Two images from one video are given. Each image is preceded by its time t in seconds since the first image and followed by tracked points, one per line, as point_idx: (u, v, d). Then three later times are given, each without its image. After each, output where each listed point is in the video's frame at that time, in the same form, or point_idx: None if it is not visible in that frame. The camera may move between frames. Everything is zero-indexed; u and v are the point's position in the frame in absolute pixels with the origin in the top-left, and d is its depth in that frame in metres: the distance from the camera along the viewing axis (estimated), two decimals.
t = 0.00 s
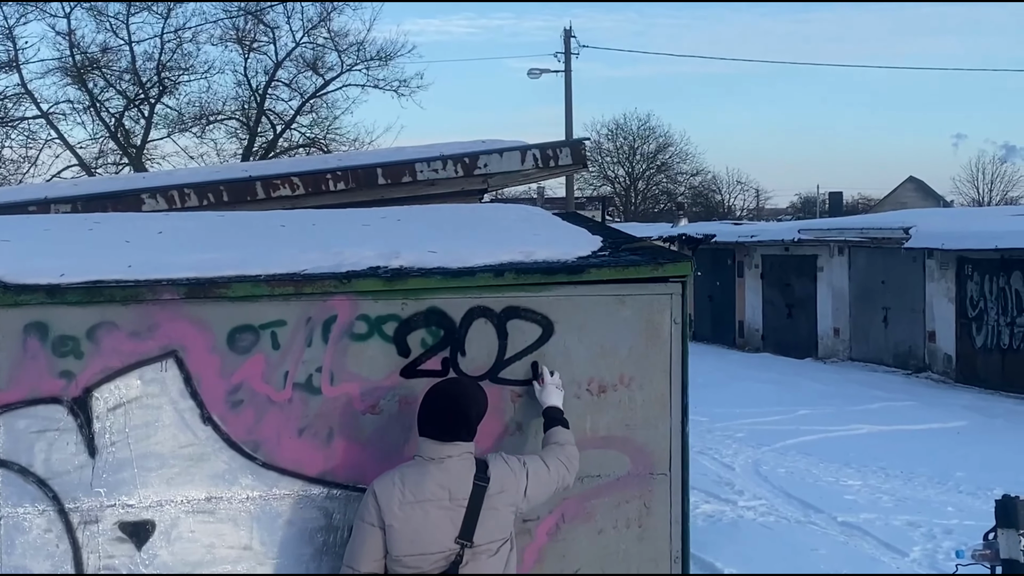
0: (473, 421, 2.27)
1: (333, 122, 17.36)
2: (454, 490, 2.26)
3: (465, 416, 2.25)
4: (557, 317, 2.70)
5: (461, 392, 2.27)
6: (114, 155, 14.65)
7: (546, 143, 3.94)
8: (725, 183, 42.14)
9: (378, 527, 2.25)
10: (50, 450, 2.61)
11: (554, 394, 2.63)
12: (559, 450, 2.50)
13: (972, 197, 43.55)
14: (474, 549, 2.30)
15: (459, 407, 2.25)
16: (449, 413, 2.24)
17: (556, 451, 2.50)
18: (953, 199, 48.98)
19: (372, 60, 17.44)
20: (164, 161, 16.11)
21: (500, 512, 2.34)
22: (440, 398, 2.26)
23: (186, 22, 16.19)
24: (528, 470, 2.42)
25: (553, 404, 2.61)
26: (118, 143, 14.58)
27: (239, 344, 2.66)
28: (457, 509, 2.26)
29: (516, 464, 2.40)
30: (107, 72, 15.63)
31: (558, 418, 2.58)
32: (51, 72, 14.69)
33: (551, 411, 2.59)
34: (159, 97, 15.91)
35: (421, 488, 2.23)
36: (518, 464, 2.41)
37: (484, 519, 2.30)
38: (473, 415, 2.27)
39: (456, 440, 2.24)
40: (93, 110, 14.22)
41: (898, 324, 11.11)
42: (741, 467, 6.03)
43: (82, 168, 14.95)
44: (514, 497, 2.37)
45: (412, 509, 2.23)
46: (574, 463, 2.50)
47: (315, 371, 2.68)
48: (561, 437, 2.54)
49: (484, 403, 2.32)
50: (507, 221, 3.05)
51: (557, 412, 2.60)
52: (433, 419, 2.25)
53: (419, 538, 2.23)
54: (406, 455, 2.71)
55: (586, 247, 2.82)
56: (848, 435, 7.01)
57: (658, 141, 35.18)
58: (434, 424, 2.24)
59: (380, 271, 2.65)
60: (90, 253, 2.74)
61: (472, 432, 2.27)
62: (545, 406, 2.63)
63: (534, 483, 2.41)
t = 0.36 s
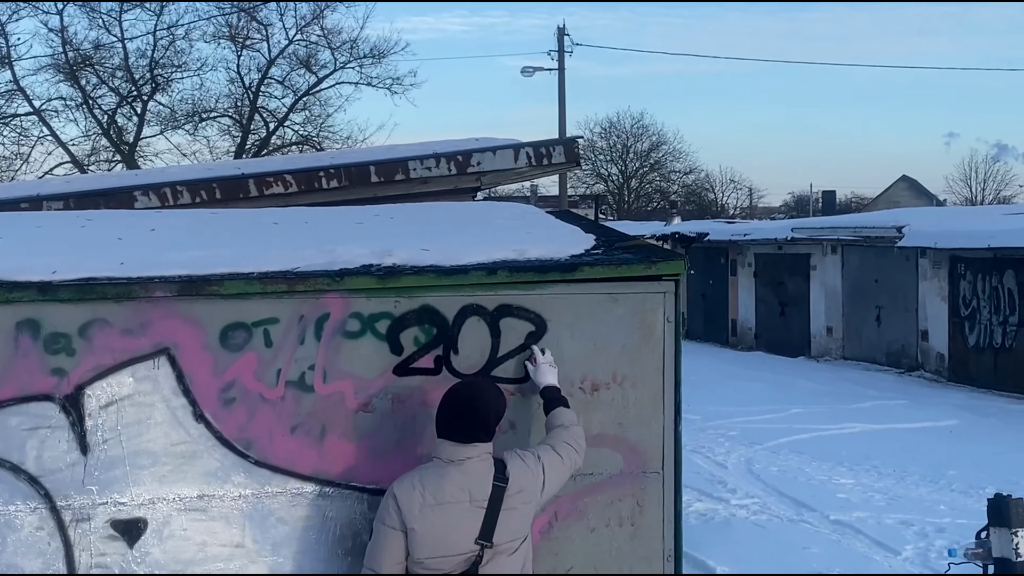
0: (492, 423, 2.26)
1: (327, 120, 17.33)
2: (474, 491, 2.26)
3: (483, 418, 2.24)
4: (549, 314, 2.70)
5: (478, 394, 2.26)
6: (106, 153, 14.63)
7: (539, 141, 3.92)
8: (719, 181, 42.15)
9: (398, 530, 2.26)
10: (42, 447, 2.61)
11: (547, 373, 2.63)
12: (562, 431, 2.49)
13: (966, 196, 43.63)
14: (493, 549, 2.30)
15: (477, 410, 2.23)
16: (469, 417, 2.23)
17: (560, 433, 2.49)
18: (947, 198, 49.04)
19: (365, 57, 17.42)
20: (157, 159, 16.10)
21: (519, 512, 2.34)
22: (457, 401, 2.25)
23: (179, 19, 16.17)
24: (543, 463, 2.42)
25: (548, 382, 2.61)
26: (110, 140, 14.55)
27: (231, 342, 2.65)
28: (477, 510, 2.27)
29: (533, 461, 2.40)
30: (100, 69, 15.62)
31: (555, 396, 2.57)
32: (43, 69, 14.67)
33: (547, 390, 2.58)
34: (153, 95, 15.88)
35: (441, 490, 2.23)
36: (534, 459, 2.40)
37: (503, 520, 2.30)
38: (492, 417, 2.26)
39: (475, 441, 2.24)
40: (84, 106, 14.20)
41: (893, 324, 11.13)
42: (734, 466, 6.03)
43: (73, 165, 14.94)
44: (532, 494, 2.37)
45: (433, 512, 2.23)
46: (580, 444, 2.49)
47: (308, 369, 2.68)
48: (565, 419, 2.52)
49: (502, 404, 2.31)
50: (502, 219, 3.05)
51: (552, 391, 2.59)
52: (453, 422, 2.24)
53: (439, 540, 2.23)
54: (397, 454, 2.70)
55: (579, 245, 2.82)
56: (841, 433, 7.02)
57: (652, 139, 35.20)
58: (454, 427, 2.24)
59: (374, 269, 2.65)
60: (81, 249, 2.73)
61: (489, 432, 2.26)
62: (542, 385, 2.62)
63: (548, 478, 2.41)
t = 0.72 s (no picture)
0: (512, 409, 2.28)
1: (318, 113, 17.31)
2: (499, 476, 2.27)
3: (504, 405, 2.26)
4: (539, 307, 2.70)
5: (500, 380, 2.28)
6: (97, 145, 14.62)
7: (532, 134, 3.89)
8: (710, 176, 42.22)
9: (425, 516, 2.25)
10: (33, 438, 2.61)
11: (581, 359, 2.66)
12: (588, 415, 2.53)
13: (956, 191, 43.78)
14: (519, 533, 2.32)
15: (498, 396, 2.26)
16: (493, 403, 2.25)
17: (585, 417, 2.53)
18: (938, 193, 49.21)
19: (357, 50, 17.39)
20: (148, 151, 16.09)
21: (544, 496, 2.36)
22: (480, 389, 2.27)
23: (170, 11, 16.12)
24: (564, 448, 2.43)
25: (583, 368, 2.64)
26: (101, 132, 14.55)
27: (222, 333, 2.65)
28: (504, 495, 2.28)
29: (555, 444, 2.42)
30: (91, 61, 15.58)
31: (587, 382, 2.61)
32: (33, 61, 14.62)
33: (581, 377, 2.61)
34: (143, 87, 15.85)
35: (467, 475, 2.24)
36: (556, 442, 2.43)
37: (529, 503, 2.31)
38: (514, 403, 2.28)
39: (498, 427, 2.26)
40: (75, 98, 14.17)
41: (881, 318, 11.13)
42: (726, 459, 6.04)
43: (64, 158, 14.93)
44: (555, 479, 2.39)
45: (461, 497, 2.24)
46: (605, 427, 2.53)
47: (299, 361, 2.68)
48: (592, 403, 2.56)
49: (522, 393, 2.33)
50: (494, 212, 3.05)
51: (585, 376, 2.62)
52: (475, 409, 2.25)
53: (468, 524, 2.24)
54: (389, 448, 2.70)
55: (570, 238, 2.82)
56: (833, 427, 7.03)
57: (644, 133, 35.23)
58: (476, 414, 2.25)
59: (365, 261, 2.64)
60: (73, 240, 2.73)
61: (510, 418, 2.28)
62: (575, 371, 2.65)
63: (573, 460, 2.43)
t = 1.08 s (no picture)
0: (505, 394, 2.30)
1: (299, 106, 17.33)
2: (489, 457, 2.28)
3: (497, 390, 2.28)
4: (517, 298, 2.71)
5: (490, 366, 2.29)
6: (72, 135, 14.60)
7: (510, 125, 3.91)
8: (689, 168, 42.38)
9: (415, 496, 2.25)
10: (6, 429, 2.60)
11: (565, 336, 2.64)
12: (576, 394, 2.53)
13: (934, 183, 44.06)
14: (506, 514, 2.33)
15: (491, 380, 2.27)
16: (484, 387, 2.26)
17: (573, 397, 2.53)
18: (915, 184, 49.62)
19: (336, 40, 17.41)
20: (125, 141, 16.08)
21: (532, 478, 2.37)
22: (472, 372, 2.28)
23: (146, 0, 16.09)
24: (552, 429, 2.44)
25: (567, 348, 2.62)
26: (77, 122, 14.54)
27: (200, 324, 2.65)
28: (492, 476, 2.29)
29: (543, 427, 2.43)
30: (68, 50, 15.57)
31: (571, 361, 2.59)
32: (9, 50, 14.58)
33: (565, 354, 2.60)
34: (121, 79, 15.84)
35: (457, 456, 2.25)
36: (544, 425, 2.44)
37: (517, 484, 2.33)
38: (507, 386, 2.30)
39: (489, 410, 2.27)
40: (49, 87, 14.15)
41: (859, 310, 11.17)
42: (704, 449, 6.08)
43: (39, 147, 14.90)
44: (543, 460, 2.40)
45: (450, 477, 2.25)
46: (593, 408, 2.52)
47: (278, 351, 2.68)
48: (579, 384, 2.56)
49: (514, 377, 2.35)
50: (472, 203, 3.05)
51: (571, 353, 2.61)
52: (467, 392, 2.27)
53: (457, 504, 2.24)
54: (366, 437, 2.70)
55: (548, 228, 2.84)
56: (810, 418, 7.07)
57: (623, 125, 35.33)
58: (466, 395, 2.27)
59: (343, 252, 2.64)
60: (48, 230, 2.73)
61: (503, 404, 2.30)
62: (558, 348, 2.64)
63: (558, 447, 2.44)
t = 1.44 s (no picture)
0: (466, 390, 2.32)
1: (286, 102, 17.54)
2: (442, 454, 2.29)
3: (457, 384, 2.30)
4: (488, 287, 2.71)
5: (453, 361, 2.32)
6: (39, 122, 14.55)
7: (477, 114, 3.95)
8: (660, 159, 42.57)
9: (364, 488, 2.27)
10: None
11: (530, 395, 2.67)
12: (542, 438, 2.52)
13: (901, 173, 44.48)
14: (457, 515, 2.31)
15: (451, 375, 2.30)
16: (444, 379, 2.29)
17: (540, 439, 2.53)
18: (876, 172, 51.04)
19: (304, 28, 17.42)
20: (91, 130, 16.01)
21: (487, 481, 2.35)
22: (432, 366, 2.31)
23: None
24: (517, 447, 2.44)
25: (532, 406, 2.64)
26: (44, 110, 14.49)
27: (167, 313, 2.65)
28: (444, 474, 2.29)
29: (509, 440, 2.43)
30: (33, 38, 15.50)
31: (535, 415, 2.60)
32: None
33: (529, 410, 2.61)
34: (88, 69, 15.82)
35: (410, 451, 2.27)
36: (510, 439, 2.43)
37: (470, 485, 2.32)
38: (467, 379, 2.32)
39: (447, 404, 2.30)
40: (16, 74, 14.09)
41: (827, 296, 11.33)
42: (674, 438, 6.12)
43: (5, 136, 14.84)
44: (501, 466, 2.39)
45: (400, 471, 2.26)
46: (558, 453, 2.53)
47: (246, 341, 2.67)
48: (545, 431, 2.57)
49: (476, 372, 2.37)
50: (441, 192, 3.05)
51: (534, 410, 2.62)
52: (427, 385, 2.30)
53: (404, 500, 2.24)
54: (336, 427, 2.70)
55: (518, 216, 2.84)
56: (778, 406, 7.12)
57: (592, 114, 35.46)
58: (423, 387, 2.30)
59: (312, 241, 2.64)
60: (13, 218, 2.71)
61: (462, 400, 2.32)
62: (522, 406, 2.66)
63: (522, 463, 2.42)
